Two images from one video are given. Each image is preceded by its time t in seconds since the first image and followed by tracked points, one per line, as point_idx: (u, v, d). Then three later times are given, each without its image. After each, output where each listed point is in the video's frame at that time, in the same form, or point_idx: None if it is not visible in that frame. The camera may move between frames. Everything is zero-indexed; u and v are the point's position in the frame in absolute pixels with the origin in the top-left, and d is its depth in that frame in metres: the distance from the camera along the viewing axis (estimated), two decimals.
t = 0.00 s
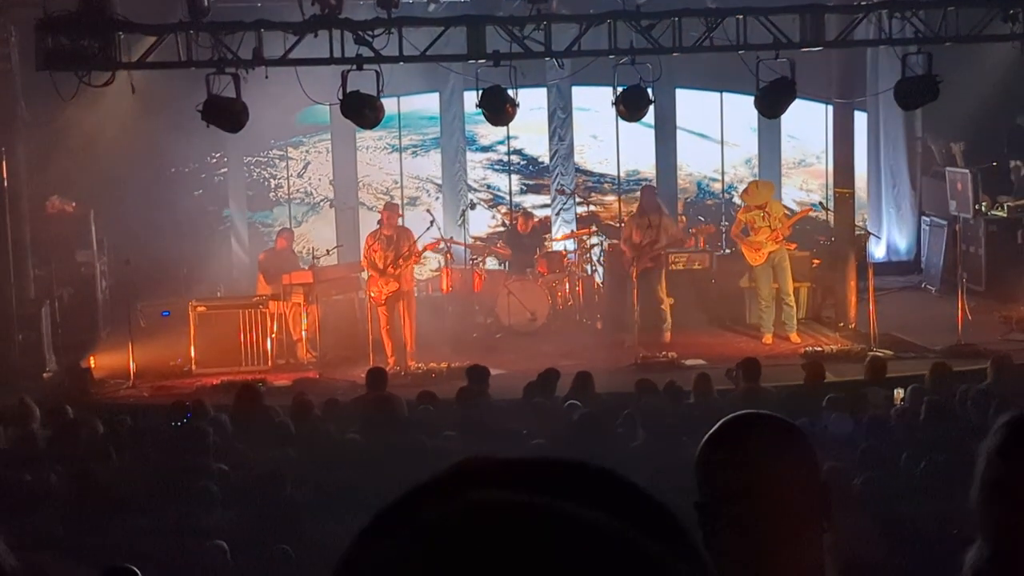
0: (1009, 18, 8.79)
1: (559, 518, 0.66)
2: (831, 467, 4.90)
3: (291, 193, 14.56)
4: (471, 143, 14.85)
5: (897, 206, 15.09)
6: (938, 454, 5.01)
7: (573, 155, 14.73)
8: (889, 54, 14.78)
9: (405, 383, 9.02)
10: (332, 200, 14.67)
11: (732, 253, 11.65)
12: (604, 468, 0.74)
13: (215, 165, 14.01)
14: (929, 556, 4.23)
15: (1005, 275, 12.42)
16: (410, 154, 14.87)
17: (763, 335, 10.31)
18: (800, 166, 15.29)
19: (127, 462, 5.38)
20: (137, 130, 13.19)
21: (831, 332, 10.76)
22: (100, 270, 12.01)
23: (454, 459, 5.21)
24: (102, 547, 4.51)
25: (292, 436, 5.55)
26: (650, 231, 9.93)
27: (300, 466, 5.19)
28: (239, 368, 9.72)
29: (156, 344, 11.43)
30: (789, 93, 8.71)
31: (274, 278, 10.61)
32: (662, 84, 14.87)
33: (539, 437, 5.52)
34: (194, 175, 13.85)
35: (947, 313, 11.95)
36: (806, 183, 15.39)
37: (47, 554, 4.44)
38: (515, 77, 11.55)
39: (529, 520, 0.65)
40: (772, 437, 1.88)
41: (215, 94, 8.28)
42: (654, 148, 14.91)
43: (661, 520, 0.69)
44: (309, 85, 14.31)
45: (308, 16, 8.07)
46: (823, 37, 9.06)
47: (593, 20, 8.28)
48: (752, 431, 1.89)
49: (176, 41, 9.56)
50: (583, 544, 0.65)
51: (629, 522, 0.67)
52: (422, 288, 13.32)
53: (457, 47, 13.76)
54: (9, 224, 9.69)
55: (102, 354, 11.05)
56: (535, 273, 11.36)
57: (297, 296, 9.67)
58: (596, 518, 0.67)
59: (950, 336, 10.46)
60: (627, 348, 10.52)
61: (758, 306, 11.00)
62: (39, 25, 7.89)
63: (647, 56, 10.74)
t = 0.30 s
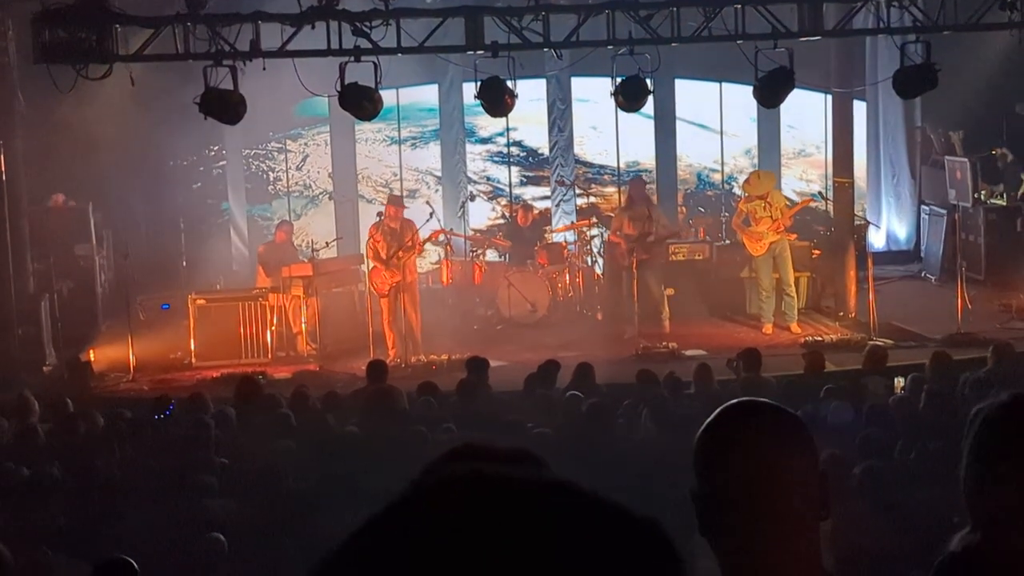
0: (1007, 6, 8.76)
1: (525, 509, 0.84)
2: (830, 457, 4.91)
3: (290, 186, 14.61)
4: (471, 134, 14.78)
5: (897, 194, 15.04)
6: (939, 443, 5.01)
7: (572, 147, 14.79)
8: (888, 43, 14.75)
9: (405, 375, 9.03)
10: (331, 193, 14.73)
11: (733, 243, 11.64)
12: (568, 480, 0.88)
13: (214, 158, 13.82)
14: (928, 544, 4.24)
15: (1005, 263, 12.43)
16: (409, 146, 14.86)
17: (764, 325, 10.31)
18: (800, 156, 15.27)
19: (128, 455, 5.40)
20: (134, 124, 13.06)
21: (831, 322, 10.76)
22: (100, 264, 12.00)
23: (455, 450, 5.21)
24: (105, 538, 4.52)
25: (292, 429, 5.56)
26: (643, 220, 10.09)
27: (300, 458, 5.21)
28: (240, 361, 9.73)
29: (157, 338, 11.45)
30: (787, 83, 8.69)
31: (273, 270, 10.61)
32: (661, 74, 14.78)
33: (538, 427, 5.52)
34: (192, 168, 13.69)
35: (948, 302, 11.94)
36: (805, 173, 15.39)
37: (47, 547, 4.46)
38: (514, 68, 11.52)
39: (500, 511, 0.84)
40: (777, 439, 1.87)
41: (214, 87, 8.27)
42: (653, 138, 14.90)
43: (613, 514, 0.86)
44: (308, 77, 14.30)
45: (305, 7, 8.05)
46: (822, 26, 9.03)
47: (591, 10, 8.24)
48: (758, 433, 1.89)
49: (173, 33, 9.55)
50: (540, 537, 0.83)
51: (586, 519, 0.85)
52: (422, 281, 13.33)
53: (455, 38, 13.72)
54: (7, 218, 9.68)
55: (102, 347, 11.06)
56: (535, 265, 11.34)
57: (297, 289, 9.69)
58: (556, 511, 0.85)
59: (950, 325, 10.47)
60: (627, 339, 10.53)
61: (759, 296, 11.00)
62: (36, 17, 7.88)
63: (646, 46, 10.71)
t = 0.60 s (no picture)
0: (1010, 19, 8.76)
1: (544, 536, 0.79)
2: (834, 470, 4.90)
3: (293, 197, 14.91)
4: (473, 144, 14.82)
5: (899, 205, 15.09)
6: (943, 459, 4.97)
7: (574, 156, 14.64)
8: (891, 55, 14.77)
9: (408, 384, 9.03)
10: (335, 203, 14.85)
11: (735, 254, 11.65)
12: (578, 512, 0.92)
13: (217, 168, 13.99)
14: (933, 559, 4.23)
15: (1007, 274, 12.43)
16: (411, 156, 15.01)
17: (766, 336, 10.30)
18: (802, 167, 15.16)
19: (130, 464, 5.40)
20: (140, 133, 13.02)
21: (834, 333, 10.75)
22: (103, 273, 11.99)
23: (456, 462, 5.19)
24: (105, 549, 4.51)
25: (294, 439, 5.56)
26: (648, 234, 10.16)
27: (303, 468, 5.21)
28: (242, 370, 9.74)
29: (159, 347, 11.45)
30: (790, 94, 8.69)
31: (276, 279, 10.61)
32: (663, 86, 15.02)
33: (541, 438, 5.52)
34: (195, 177, 13.75)
35: (951, 313, 11.93)
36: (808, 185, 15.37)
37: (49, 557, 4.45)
38: (516, 78, 11.52)
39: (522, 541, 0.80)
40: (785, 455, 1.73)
41: (217, 97, 8.29)
42: (655, 149, 14.99)
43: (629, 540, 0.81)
44: (311, 87, 14.47)
45: (310, 18, 8.08)
46: (825, 38, 9.03)
47: (595, 22, 8.25)
48: (765, 451, 1.76)
49: (178, 43, 9.57)
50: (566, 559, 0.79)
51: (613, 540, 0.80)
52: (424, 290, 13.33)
53: (459, 49, 13.79)
54: (11, 227, 9.71)
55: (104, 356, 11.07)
56: (538, 275, 11.49)
57: (300, 297, 9.72)
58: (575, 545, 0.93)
59: (952, 336, 10.45)
60: (629, 349, 10.52)
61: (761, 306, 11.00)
62: (41, 27, 7.92)
63: (649, 57, 10.72)
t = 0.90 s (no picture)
0: (1014, 43, 8.78)
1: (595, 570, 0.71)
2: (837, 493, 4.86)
3: (296, 217, 14.73)
4: (476, 165, 14.84)
5: (902, 229, 15.09)
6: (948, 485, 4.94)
7: (577, 179, 14.86)
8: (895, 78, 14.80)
9: (409, 405, 8.99)
10: (337, 222, 14.81)
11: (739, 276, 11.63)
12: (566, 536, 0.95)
13: (219, 187, 13.99)
14: None
15: (1010, 299, 12.42)
16: (415, 177, 14.90)
17: (769, 359, 10.27)
18: (806, 190, 15.29)
19: (131, 484, 5.37)
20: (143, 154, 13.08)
21: (836, 356, 10.73)
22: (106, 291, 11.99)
23: (459, 483, 5.16)
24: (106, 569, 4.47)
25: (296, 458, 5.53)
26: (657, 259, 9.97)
27: (303, 488, 5.17)
28: (244, 390, 9.72)
29: (161, 365, 11.44)
30: (794, 117, 8.70)
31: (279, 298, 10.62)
32: (668, 107, 14.90)
33: (543, 460, 5.49)
34: (198, 198, 13.81)
35: (954, 338, 11.90)
36: (812, 208, 15.39)
37: None
38: (521, 100, 11.55)
39: None
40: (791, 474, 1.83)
41: (223, 116, 8.32)
42: (659, 171, 15.02)
43: None
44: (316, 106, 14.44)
45: (316, 38, 8.12)
46: (829, 61, 9.05)
47: (599, 44, 8.27)
48: (775, 471, 1.84)
49: (184, 63, 9.61)
50: None
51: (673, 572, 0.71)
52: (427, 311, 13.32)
53: (464, 70, 13.82)
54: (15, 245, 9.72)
55: (107, 375, 11.06)
56: (540, 295, 11.32)
57: (302, 316, 9.64)
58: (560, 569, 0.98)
59: (955, 361, 10.42)
60: (632, 371, 10.50)
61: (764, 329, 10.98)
62: (48, 46, 7.96)
63: (654, 79, 10.75)
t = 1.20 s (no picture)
0: (1017, 65, 8.79)
1: None
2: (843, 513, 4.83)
3: (298, 234, 14.74)
4: (478, 184, 14.85)
5: (904, 251, 15.14)
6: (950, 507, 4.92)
7: (579, 199, 14.92)
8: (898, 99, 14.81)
9: (410, 423, 8.97)
10: (339, 240, 14.82)
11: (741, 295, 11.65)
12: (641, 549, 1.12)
13: (222, 205, 13.94)
14: None
15: (1011, 321, 12.42)
16: (417, 196, 14.92)
17: (770, 380, 10.25)
18: (808, 212, 15.30)
19: (131, 499, 5.35)
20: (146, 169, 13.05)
21: (838, 377, 10.70)
22: (108, 307, 11.96)
23: (461, 500, 5.13)
24: None
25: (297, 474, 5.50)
26: (663, 279, 9.96)
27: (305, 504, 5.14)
28: (246, 407, 9.69)
29: (162, 382, 11.44)
30: (796, 137, 8.71)
31: (281, 315, 10.61)
32: (669, 128, 14.94)
33: (544, 479, 5.46)
34: (201, 215, 13.76)
35: (955, 359, 11.88)
36: (814, 229, 15.40)
37: None
38: (523, 119, 11.57)
39: None
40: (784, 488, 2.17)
41: (227, 133, 8.32)
42: (660, 191, 15.08)
43: None
44: (319, 125, 14.52)
45: (320, 56, 8.12)
46: (832, 83, 9.06)
47: (603, 63, 8.28)
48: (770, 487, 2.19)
49: (188, 80, 9.64)
50: None
51: None
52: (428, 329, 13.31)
53: (467, 89, 13.86)
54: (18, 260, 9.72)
55: (107, 391, 11.03)
56: (542, 315, 11.29)
57: (304, 334, 9.61)
58: None
59: (957, 382, 10.41)
60: (633, 391, 10.48)
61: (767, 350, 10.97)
62: (53, 62, 7.98)
63: (656, 98, 10.76)
